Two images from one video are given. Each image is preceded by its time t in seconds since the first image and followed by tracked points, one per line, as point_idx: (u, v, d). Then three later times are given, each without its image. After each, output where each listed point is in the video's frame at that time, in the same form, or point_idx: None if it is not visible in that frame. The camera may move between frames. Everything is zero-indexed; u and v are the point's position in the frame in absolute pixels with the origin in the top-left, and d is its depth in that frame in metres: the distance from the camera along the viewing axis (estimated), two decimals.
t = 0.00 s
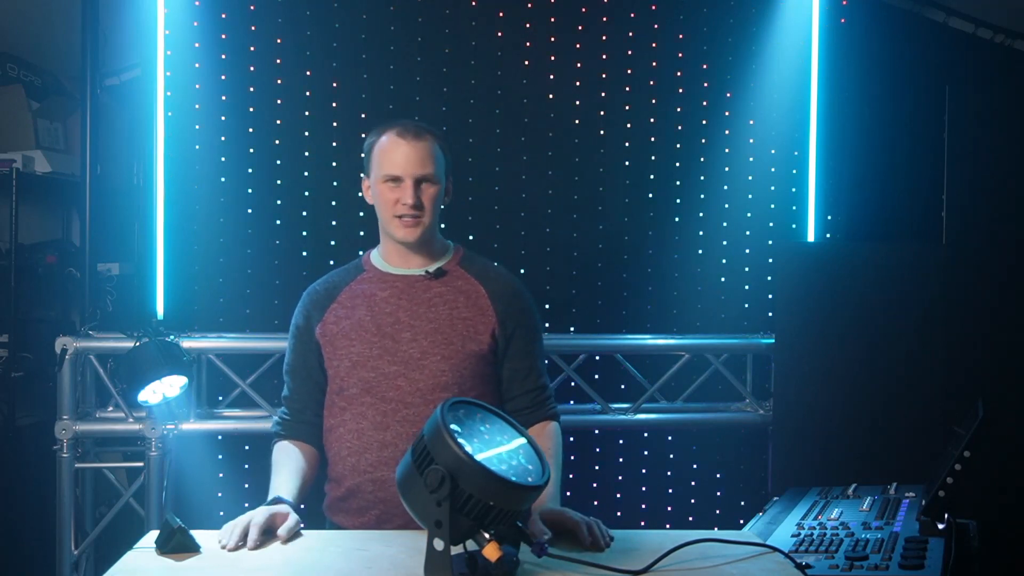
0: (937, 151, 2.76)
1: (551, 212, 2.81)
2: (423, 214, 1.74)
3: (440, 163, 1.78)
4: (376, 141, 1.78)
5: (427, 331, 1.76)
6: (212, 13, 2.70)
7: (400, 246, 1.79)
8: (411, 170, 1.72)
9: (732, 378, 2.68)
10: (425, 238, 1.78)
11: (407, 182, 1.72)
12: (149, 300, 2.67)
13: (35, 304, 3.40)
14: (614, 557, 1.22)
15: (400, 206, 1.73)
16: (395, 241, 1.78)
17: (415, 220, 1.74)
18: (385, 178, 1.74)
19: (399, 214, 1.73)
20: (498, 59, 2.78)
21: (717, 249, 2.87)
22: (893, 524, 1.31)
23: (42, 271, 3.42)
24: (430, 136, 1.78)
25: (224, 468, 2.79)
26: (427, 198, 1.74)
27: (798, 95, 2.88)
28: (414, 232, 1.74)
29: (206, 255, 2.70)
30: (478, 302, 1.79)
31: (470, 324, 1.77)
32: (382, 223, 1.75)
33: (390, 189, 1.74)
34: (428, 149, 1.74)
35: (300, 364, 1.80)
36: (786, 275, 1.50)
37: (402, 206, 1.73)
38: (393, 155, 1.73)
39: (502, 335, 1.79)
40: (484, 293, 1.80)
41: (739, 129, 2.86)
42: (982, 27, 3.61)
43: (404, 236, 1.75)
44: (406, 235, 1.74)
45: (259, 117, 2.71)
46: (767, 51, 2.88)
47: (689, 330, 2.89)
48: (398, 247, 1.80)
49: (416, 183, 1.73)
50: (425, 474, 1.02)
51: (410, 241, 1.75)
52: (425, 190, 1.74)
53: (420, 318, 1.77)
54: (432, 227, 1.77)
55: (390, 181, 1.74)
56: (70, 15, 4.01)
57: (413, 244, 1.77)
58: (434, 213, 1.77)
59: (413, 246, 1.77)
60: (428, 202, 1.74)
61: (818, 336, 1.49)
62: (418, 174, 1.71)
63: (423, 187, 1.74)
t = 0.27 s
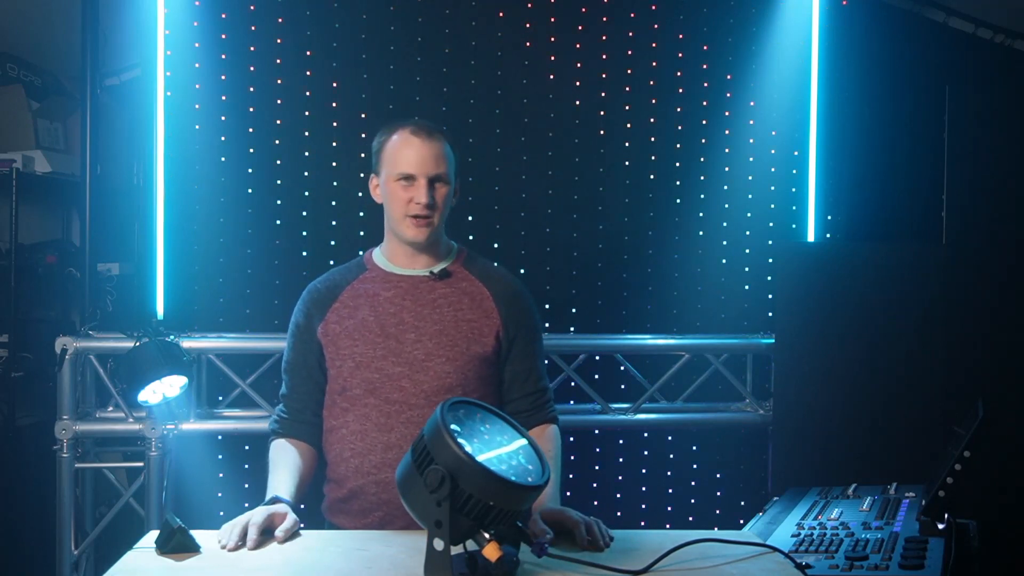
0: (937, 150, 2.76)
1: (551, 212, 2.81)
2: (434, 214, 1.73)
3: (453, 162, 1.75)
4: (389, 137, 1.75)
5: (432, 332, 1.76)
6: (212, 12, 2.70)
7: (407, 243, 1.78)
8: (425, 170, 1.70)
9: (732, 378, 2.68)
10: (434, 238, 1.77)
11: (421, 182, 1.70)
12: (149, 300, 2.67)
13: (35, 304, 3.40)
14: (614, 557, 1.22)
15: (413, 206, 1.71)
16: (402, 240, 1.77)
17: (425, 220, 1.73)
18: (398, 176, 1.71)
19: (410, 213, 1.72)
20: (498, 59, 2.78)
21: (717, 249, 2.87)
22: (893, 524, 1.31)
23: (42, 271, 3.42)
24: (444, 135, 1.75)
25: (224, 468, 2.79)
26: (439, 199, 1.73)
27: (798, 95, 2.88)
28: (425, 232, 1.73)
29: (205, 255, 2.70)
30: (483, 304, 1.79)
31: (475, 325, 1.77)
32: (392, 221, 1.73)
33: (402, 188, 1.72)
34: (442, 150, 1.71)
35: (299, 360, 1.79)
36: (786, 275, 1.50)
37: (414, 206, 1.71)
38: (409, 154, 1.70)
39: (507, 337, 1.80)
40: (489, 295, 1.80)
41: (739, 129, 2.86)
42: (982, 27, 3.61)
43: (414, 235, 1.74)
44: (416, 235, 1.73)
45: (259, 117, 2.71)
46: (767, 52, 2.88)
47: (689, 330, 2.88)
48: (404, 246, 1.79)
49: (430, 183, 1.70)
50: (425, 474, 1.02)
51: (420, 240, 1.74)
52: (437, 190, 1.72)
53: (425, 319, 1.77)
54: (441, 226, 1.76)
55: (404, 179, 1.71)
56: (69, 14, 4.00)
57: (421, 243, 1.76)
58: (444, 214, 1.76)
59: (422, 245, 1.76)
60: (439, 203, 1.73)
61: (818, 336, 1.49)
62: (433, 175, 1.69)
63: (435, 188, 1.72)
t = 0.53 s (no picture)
0: (937, 150, 2.76)
1: (551, 212, 2.81)
2: (440, 215, 1.74)
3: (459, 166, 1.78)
4: (395, 138, 1.78)
5: (434, 333, 1.76)
6: (212, 12, 2.70)
7: (411, 245, 1.79)
8: (432, 170, 1.72)
9: (732, 378, 2.68)
10: (437, 238, 1.78)
11: (428, 182, 1.72)
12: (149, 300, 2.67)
13: (35, 304, 3.39)
14: (614, 557, 1.22)
15: (419, 206, 1.72)
16: (406, 240, 1.78)
17: (430, 220, 1.74)
18: (405, 176, 1.74)
19: (416, 213, 1.73)
20: (498, 59, 2.78)
21: (717, 249, 2.87)
22: (893, 524, 1.31)
23: (42, 271, 3.42)
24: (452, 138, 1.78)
25: (224, 468, 2.79)
26: (446, 200, 1.75)
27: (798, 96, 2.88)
28: (430, 232, 1.74)
29: (205, 255, 2.70)
30: (484, 305, 1.79)
31: (477, 326, 1.77)
32: (397, 221, 1.74)
33: (409, 188, 1.73)
34: (449, 151, 1.74)
35: (298, 360, 1.79)
36: (786, 275, 1.50)
37: (420, 205, 1.73)
38: (417, 154, 1.73)
39: (508, 337, 1.80)
40: (490, 295, 1.80)
41: (739, 128, 2.86)
42: (982, 27, 3.61)
43: (420, 235, 1.75)
44: (420, 234, 1.74)
45: (259, 117, 2.71)
46: (767, 52, 2.88)
47: (689, 330, 2.88)
48: (407, 246, 1.80)
49: (437, 184, 1.73)
50: (425, 474, 1.02)
51: (425, 240, 1.75)
52: (444, 192, 1.75)
53: (426, 319, 1.77)
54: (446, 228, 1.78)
55: (412, 180, 1.73)
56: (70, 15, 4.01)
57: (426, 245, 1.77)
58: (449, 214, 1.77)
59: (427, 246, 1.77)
60: (445, 204, 1.75)
61: (818, 336, 1.49)
62: (440, 176, 1.72)
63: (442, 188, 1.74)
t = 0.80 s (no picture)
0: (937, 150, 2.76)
1: (551, 212, 2.81)
2: (423, 213, 1.73)
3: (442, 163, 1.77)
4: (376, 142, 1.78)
5: (438, 331, 1.76)
6: (211, 12, 2.70)
7: (404, 246, 1.79)
8: (409, 170, 1.72)
9: (732, 378, 2.68)
10: (427, 237, 1.77)
11: (405, 182, 1.72)
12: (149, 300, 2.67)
13: (35, 304, 3.39)
14: (613, 557, 1.22)
15: (399, 207, 1.72)
16: (397, 241, 1.78)
17: (414, 219, 1.73)
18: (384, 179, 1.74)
19: (398, 215, 1.73)
20: (497, 59, 2.78)
21: (717, 249, 2.87)
22: (893, 524, 1.32)
23: (42, 271, 3.42)
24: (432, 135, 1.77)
25: (225, 468, 2.79)
26: (427, 198, 1.74)
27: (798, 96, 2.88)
28: (414, 232, 1.73)
29: (206, 255, 2.70)
30: (486, 303, 1.79)
31: (480, 324, 1.78)
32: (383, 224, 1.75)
33: (390, 190, 1.74)
34: (426, 149, 1.73)
35: (298, 364, 1.79)
36: (786, 276, 1.49)
37: (400, 206, 1.73)
38: (393, 156, 1.73)
39: (510, 336, 1.81)
40: (492, 295, 1.80)
41: (739, 128, 2.86)
42: (982, 27, 3.61)
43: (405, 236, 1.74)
44: (406, 235, 1.74)
45: (259, 117, 2.71)
46: (767, 52, 2.88)
47: (689, 330, 2.88)
48: (401, 247, 1.79)
49: (415, 183, 1.73)
50: (425, 474, 1.02)
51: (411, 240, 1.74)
52: (424, 190, 1.74)
53: (430, 318, 1.77)
54: (433, 227, 1.76)
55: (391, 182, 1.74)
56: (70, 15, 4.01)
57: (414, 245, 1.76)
58: (435, 212, 1.76)
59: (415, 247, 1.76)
60: (426, 202, 1.74)
61: (818, 336, 1.49)
62: (416, 174, 1.71)
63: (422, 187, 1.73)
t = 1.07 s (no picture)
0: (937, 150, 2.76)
1: (551, 212, 2.81)
2: (415, 211, 1.83)
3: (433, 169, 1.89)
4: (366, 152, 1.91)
5: (439, 328, 1.81)
6: (212, 12, 2.70)
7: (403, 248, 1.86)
8: (399, 174, 1.85)
9: (732, 378, 2.68)
10: (423, 234, 1.84)
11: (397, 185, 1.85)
12: (149, 300, 2.67)
13: (35, 304, 3.39)
14: (613, 557, 1.22)
15: (390, 208, 1.83)
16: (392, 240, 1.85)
17: (408, 218, 1.83)
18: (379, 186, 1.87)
19: (391, 216, 1.83)
20: (497, 59, 2.78)
21: (716, 249, 2.87)
22: (893, 524, 1.32)
23: (42, 272, 3.42)
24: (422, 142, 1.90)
25: (225, 468, 2.79)
26: (417, 198, 1.85)
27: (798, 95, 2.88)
28: (407, 230, 1.82)
29: (206, 255, 2.70)
30: (485, 300, 1.83)
31: (480, 320, 1.82)
32: (379, 227, 1.85)
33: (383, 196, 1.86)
34: (416, 151, 1.86)
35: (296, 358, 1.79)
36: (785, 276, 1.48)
37: (393, 208, 1.84)
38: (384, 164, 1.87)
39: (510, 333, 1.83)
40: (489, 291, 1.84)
41: (739, 128, 2.86)
42: (982, 27, 3.62)
43: (400, 235, 1.83)
44: (402, 233, 1.83)
45: (259, 117, 2.71)
46: (767, 51, 2.87)
47: (689, 330, 2.88)
48: (398, 246, 1.85)
49: (406, 186, 1.85)
50: (425, 474, 1.02)
51: (406, 239, 1.82)
52: (414, 191, 1.85)
53: (430, 315, 1.82)
54: (427, 225, 1.85)
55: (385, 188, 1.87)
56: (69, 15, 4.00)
57: (411, 243, 1.83)
58: (427, 209, 1.86)
59: (411, 246, 1.84)
60: (417, 202, 1.84)
61: (818, 336, 1.48)
62: (405, 176, 1.84)
63: (413, 187, 1.85)
